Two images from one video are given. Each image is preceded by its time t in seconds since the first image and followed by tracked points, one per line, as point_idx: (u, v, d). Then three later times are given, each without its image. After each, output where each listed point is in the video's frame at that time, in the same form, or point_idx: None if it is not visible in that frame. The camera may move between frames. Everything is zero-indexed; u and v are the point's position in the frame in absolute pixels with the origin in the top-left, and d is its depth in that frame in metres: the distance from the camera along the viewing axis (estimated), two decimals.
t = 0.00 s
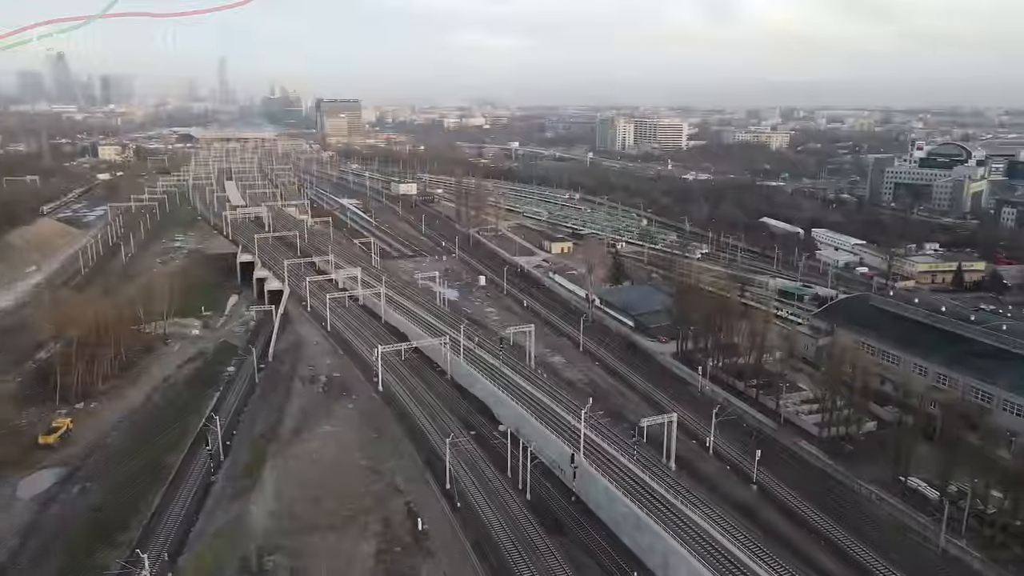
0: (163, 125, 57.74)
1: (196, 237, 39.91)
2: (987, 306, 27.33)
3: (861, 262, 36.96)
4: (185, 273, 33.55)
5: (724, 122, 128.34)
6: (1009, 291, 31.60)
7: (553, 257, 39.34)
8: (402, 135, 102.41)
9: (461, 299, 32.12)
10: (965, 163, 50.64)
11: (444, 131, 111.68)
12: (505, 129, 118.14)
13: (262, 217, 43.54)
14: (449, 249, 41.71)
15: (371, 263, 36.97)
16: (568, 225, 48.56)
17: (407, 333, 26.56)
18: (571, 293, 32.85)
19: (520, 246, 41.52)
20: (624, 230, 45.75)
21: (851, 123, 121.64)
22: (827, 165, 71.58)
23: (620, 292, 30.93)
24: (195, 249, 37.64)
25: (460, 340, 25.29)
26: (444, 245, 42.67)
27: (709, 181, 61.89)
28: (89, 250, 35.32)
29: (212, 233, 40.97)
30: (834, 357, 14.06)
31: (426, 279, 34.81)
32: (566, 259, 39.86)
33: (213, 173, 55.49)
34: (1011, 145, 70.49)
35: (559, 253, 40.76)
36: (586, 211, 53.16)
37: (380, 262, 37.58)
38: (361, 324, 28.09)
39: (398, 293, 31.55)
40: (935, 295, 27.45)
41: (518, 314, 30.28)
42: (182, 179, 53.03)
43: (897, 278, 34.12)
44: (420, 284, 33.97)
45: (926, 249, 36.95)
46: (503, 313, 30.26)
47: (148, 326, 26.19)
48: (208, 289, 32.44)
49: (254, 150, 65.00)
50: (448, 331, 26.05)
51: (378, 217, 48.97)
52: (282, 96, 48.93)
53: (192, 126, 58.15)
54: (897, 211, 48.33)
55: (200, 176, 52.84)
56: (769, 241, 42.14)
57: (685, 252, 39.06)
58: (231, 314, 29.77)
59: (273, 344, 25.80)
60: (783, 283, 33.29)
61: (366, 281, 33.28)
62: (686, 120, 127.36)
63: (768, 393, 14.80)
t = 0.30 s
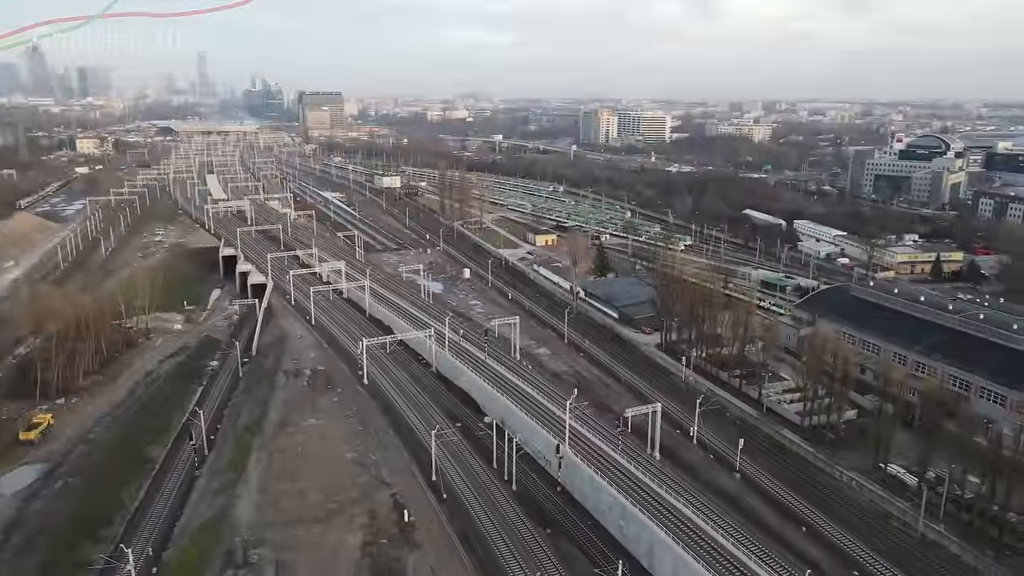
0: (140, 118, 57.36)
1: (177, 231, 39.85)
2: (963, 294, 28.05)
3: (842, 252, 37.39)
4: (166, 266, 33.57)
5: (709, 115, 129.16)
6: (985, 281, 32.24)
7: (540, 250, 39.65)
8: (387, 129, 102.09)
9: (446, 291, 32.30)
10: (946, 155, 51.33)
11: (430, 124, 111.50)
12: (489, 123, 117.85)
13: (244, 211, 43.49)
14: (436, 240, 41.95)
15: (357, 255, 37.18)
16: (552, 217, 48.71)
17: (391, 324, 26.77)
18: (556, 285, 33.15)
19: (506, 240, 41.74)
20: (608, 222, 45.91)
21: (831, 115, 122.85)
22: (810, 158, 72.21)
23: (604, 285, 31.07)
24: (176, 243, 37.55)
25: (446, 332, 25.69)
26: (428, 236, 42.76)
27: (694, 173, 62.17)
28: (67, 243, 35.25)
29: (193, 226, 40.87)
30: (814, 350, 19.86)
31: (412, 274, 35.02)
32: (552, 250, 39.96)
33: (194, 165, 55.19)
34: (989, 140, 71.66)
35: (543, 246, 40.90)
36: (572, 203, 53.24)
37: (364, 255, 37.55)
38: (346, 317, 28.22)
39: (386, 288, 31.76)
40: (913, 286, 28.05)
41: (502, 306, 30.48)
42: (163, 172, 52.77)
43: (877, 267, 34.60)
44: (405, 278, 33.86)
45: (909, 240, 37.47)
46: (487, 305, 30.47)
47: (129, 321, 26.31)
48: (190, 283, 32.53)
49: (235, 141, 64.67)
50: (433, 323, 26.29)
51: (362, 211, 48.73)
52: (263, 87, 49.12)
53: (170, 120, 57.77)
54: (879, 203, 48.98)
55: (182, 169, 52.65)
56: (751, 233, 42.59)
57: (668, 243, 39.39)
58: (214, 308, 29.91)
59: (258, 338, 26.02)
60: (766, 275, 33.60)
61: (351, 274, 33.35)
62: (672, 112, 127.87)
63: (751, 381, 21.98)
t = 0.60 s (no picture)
0: (120, 110, 56.71)
1: (158, 225, 39.50)
2: (941, 284, 28.48)
3: (824, 243, 37.79)
4: (148, 260, 33.27)
5: (692, 108, 129.64)
6: (964, 270, 32.73)
7: (525, 242, 39.67)
8: (370, 122, 101.51)
9: (431, 283, 32.31)
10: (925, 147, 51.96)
11: (414, 117, 111.00)
12: (475, 116, 117.46)
13: (227, 204, 43.17)
14: (421, 232, 41.86)
15: (342, 247, 37.05)
16: (537, 209, 48.77)
17: (377, 317, 26.73)
18: (541, 277, 33.25)
19: (491, 233, 41.75)
20: (592, 214, 46.05)
21: (813, 109, 123.83)
22: (792, 150, 72.76)
23: (587, 279, 31.26)
24: (157, 237, 37.23)
25: (432, 324, 25.79)
26: (413, 229, 42.64)
27: (678, 165, 62.39)
28: (46, 238, 34.85)
29: (175, 220, 40.52)
30: (795, 335, 20.15)
31: (396, 265, 34.95)
32: (538, 242, 40.01)
33: (175, 158, 54.60)
34: (966, 133, 72.63)
35: (528, 238, 40.91)
36: (556, 195, 53.35)
37: (348, 248, 37.42)
38: (331, 310, 28.15)
39: (369, 278, 31.71)
40: (893, 275, 28.44)
41: (488, 298, 30.52)
42: (143, 164, 52.20)
43: (859, 258, 34.99)
44: (390, 270, 33.83)
45: (888, 231, 37.97)
46: (472, 298, 30.52)
47: (111, 316, 26.05)
48: (172, 278, 32.28)
49: (216, 134, 64.07)
50: (418, 316, 26.31)
51: (345, 204, 48.44)
52: (245, 78, 48.69)
53: (150, 113, 57.16)
54: (861, 195, 49.45)
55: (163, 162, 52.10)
56: (735, 225, 42.91)
57: (652, 235, 39.58)
58: (197, 303, 29.71)
59: (242, 332, 25.90)
60: (751, 264, 33.89)
61: (334, 266, 33.16)
62: (656, 106, 128.17)
63: (733, 371, 22.31)
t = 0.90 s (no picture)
0: (99, 103, 55.93)
1: (140, 218, 39.11)
2: (921, 273, 28.89)
3: (806, 234, 38.12)
4: (129, 253, 32.97)
5: (676, 101, 129.92)
6: (943, 261, 33.16)
7: (510, 235, 39.69)
8: (354, 114, 100.88)
9: (416, 276, 32.27)
10: (906, 138, 52.49)
11: (398, 110, 110.43)
12: (459, 108, 117.04)
13: (209, 197, 42.80)
14: (406, 225, 41.75)
15: (326, 240, 36.88)
16: (522, 202, 48.76)
17: (362, 310, 26.68)
18: (526, 269, 33.30)
19: (476, 225, 41.72)
20: (577, 206, 46.13)
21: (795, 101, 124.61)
22: (775, 142, 73.21)
23: (571, 270, 31.40)
24: (139, 230, 36.87)
25: (417, 317, 25.79)
26: (397, 222, 42.49)
27: (663, 157, 62.60)
28: (25, 232, 34.40)
29: (157, 213, 40.14)
30: (778, 326, 20.38)
31: (380, 258, 34.86)
32: (523, 234, 40.05)
33: (157, 150, 54.01)
34: (946, 125, 73.42)
35: (513, 230, 40.93)
36: (541, 187, 53.37)
37: (333, 241, 37.25)
38: (315, 303, 28.05)
39: (354, 271, 31.61)
40: (874, 266, 28.78)
41: (473, 290, 30.53)
42: (124, 157, 51.60)
43: (840, 248, 35.36)
44: (375, 263, 33.73)
45: (870, 221, 38.42)
46: (458, 290, 30.51)
47: (93, 310, 25.81)
48: (155, 272, 32.01)
49: (198, 127, 63.45)
50: (404, 308, 26.29)
51: (329, 198, 48.20)
52: (226, 70, 48.18)
53: (130, 105, 56.52)
54: (843, 186, 49.90)
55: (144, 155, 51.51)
56: (718, 216, 43.18)
57: (637, 227, 39.69)
58: (180, 297, 29.53)
59: (226, 326, 25.78)
60: (735, 255, 34.15)
61: (318, 259, 33.01)
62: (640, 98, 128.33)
63: (717, 361, 22.55)
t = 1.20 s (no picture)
0: (78, 95, 55.16)
1: (122, 211, 38.71)
2: (902, 263, 29.26)
3: (790, 225, 38.42)
4: (111, 246, 32.65)
5: (660, 92, 130.17)
6: (924, 250, 33.57)
7: (497, 226, 39.68)
8: (337, 106, 100.16)
9: (402, 268, 32.23)
10: (888, 129, 52.96)
11: (382, 102, 109.73)
12: (444, 100, 116.55)
13: (192, 190, 42.43)
14: (392, 216, 41.63)
15: (311, 232, 36.68)
16: (508, 194, 48.73)
17: (348, 302, 26.63)
18: (512, 260, 33.34)
19: (461, 217, 41.66)
20: (563, 197, 46.18)
21: (779, 93, 125.20)
22: (759, 133, 73.58)
23: (557, 262, 31.49)
24: (121, 223, 36.51)
25: (404, 309, 25.77)
26: (383, 214, 42.36)
27: (648, 149, 62.76)
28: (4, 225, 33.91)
29: (139, 206, 39.74)
30: (762, 316, 20.59)
31: (366, 250, 34.75)
32: (509, 226, 40.05)
33: (138, 142, 53.41)
34: (927, 116, 74.00)
35: (499, 222, 40.94)
36: (526, 179, 53.36)
37: (317, 234, 37.10)
38: (301, 296, 27.93)
39: (340, 263, 31.50)
40: (857, 255, 29.10)
41: (459, 282, 30.55)
42: (104, 149, 50.94)
43: (824, 238, 35.69)
44: (361, 255, 33.63)
45: (852, 212, 38.80)
46: (444, 281, 30.50)
47: (75, 303, 25.56)
48: (137, 265, 31.71)
49: (179, 119, 62.78)
50: (390, 300, 26.28)
51: (314, 190, 47.91)
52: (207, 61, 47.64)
53: (110, 97, 55.80)
54: (826, 177, 50.32)
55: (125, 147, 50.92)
56: (703, 207, 43.38)
57: (622, 218, 39.81)
58: (163, 290, 29.35)
59: (211, 319, 25.65)
60: (719, 245, 34.38)
61: (303, 251, 32.83)
62: (625, 90, 128.44)
63: (701, 351, 22.73)
